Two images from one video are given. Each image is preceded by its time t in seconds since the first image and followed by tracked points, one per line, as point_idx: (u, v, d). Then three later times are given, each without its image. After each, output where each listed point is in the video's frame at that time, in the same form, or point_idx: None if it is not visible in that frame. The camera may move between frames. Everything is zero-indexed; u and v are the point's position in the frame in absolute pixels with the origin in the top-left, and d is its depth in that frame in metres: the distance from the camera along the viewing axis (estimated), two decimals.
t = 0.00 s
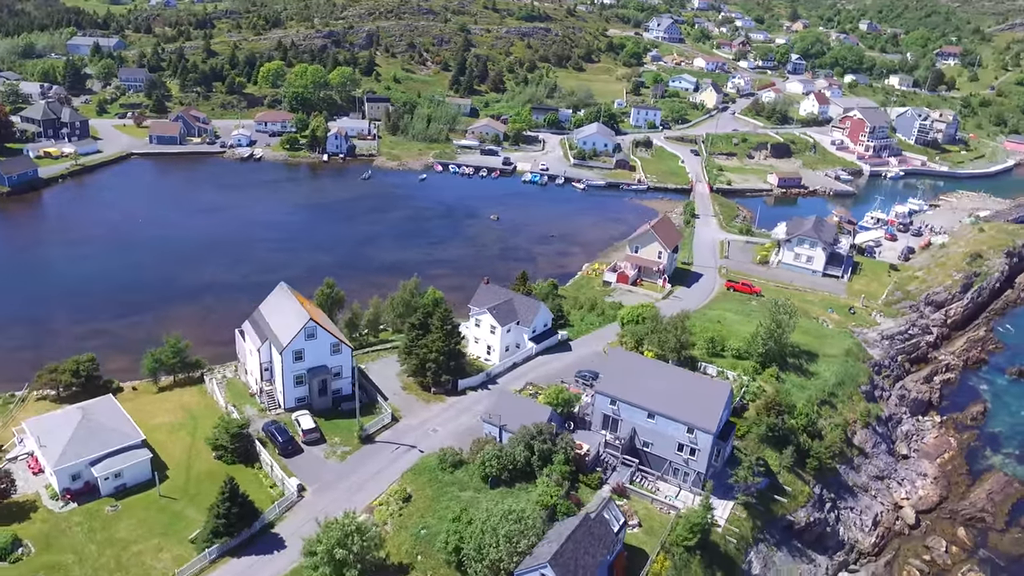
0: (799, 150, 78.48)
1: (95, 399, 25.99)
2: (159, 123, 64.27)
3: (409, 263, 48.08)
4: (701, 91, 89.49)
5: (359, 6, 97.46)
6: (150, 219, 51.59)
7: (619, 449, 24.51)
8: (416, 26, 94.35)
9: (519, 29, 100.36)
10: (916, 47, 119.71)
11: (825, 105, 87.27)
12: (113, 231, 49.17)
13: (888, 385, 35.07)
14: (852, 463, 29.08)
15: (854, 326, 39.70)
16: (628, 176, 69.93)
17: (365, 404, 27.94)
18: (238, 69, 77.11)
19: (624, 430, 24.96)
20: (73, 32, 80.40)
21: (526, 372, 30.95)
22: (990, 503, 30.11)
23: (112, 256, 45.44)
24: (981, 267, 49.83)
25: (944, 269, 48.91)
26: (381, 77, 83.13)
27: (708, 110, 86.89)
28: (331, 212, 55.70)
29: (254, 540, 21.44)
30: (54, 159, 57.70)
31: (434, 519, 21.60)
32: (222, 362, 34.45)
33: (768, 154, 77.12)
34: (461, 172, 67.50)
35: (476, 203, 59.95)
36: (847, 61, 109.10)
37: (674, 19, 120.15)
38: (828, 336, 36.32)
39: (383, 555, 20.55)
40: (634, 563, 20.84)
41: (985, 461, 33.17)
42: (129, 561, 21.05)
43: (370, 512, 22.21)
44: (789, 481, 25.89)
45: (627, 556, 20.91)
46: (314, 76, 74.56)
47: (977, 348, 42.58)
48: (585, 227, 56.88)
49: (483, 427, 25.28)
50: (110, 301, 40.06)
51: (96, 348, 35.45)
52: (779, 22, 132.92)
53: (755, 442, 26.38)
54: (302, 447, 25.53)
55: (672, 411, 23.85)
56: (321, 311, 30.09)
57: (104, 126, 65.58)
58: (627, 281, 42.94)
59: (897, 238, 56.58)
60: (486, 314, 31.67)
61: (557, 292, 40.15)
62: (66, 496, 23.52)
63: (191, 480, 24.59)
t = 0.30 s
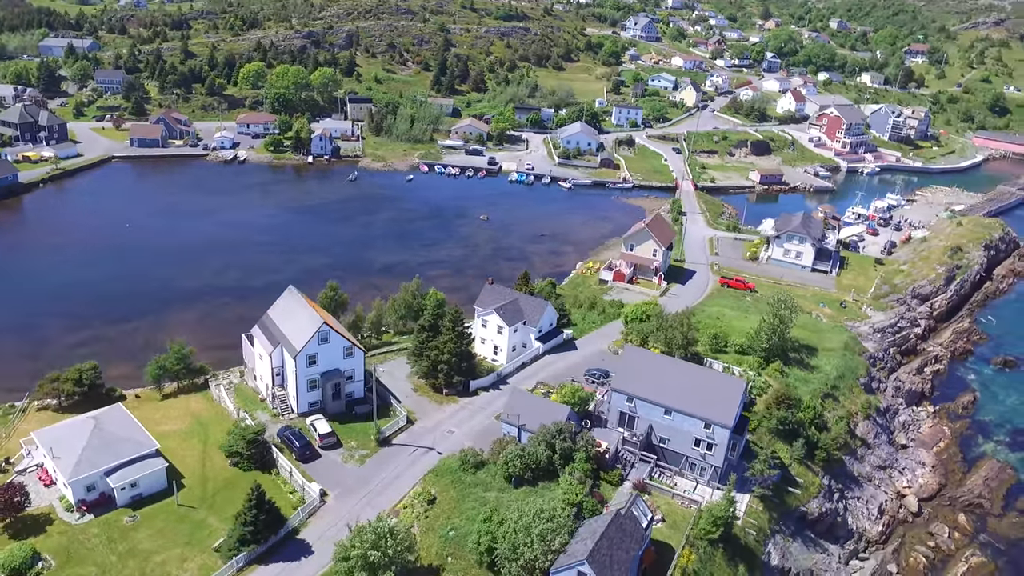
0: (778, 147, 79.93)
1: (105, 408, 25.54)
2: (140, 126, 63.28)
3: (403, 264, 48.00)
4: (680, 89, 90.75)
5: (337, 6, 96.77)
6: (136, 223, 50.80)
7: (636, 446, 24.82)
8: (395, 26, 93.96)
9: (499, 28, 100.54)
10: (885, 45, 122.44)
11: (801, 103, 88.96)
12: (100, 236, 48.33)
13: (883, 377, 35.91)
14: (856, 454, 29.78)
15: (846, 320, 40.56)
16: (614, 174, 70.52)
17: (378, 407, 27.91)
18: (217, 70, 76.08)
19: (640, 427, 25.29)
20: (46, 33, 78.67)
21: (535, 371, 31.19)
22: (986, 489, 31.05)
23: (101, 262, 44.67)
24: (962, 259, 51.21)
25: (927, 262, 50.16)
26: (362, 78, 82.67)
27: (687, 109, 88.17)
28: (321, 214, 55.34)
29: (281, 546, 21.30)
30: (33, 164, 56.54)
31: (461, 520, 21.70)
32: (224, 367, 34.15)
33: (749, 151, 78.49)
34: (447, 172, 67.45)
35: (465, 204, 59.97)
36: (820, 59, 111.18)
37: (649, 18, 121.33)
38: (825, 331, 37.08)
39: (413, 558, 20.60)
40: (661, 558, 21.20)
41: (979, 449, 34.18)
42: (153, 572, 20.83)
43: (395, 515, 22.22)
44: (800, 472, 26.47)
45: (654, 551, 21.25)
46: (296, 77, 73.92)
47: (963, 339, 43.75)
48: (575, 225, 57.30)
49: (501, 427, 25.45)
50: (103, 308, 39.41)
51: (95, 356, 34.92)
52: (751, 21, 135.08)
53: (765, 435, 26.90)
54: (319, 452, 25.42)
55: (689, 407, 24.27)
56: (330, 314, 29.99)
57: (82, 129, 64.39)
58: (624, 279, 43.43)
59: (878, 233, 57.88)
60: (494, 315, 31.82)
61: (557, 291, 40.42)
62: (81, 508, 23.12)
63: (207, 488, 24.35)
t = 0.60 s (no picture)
0: (753, 144, 81.47)
1: (112, 419, 25.14)
2: (115, 129, 62.15)
3: (394, 266, 47.86)
4: (655, 87, 91.94)
5: (310, 6, 95.93)
6: (118, 229, 49.92)
7: (649, 442, 25.20)
8: (369, 26, 93.40)
9: (473, 28, 100.60)
10: (849, 43, 125.44)
11: (773, 100, 90.88)
12: (81, 242, 47.39)
13: (873, 367, 36.88)
14: (854, 443, 30.59)
15: (834, 312, 41.55)
16: (594, 172, 71.06)
17: (387, 410, 27.90)
18: (190, 71, 75.04)
19: (652, 423, 25.69)
20: (11, 35, 76.71)
21: (539, 370, 31.43)
22: (977, 474, 32.13)
23: (85, 269, 43.82)
24: (937, 252, 52.75)
25: (906, 255, 51.57)
26: (338, 78, 82.10)
27: (662, 107, 89.37)
28: (306, 217, 54.93)
29: (305, 552, 21.21)
30: (7, 169, 55.17)
31: (485, 520, 21.87)
32: (223, 374, 33.81)
33: (724, 148, 79.81)
34: (429, 173, 67.32)
35: (450, 204, 59.95)
36: (788, 57, 113.36)
37: (620, 17, 122.50)
38: (816, 324, 37.95)
39: (440, 559, 20.73)
40: (683, 551, 21.64)
41: (966, 436, 35.34)
42: None
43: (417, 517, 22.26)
44: (806, 463, 27.15)
45: (675, 544, 21.69)
46: (272, 78, 73.14)
47: (944, 329, 45.09)
48: (560, 224, 57.73)
49: (515, 427, 25.64)
50: (92, 316, 38.71)
51: (89, 365, 34.35)
52: (719, 20, 137.41)
53: (771, 426, 27.55)
54: (333, 456, 25.35)
55: (702, 402, 24.75)
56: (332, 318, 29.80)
57: (54, 133, 62.99)
58: (616, 276, 43.81)
59: (855, 227, 59.32)
60: (497, 315, 31.90)
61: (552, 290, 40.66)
62: (94, 521, 22.70)
63: (222, 496, 24.11)
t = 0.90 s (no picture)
0: (729, 141, 82.86)
1: (122, 428, 24.74)
2: (91, 133, 61.24)
3: (385, 267, 47.75)
4: (631, 86, 92.98)
5: (283, 6, 94.96)
6: (100, 234, 49.13)
7: (662, 436, 25.61)
8: (345, 25, 92.75)
9: (448, 27, 100.48)
10: (816, 41, 128.05)
11: (746, 97, 92.65)
12: (63, 248, 46.57)
13: (864, 358, 37.86)
14: (852, 433, 31.41)
15: (822, 305, 42.53)
16: (576, 171, 71.55)
17: (398, 412, 27.87)
18: (165, 72, 74.34)
19: (664, 418, 26.10)
20: None
21: (545, 368, 31.62)
22: (967, 459, 33.24)
23: (70, 276, 43.10)
24: (915, 245, 54.26)
25: (885, 249, 52.95)
26: (315, 79, 81.49)
27: (639, 105, 90.38)
28: (292, 219, 54.53)
29: (331, 557, 21.18)
30: None
31: (509, 518, 22.11)
32: (223, 380, 33.52)
33: (701, 146, 80.96)
34: (412, 173, 67.16)
35: (435, 204, 59.96)
36: (759, 55, 115.32)
37: (593, 15, 123.41)
38: (807, 317, 38.83)
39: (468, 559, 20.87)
40: (704, 542, 22.09)
41: (954, 422, 36.51)
42: None
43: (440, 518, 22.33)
44: (811, 453, 27.87)
45: (696, 536, 22.13)
46: (249, 79, 72.34)
47: (926, 319, 46.42)
48: (547, 223, 58.13)
49: (529, 426, 25.83)
50: (82, 323, 38.11)
51: (85, 374, 33.92)
52: (689, 19, 139.34)
53: (776, 418, 28.19)
54: (348, 459, 25.29)
55: (713, 396, 25.21)
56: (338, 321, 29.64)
57: (27, 137, 61.81)
58: (609, 274, 44.29)
59: (834, 222, 60.65)
60: (500, 315, 32.00)
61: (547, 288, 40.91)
62: (109, 533, 22.32)
63: (238, 504, 23.87)
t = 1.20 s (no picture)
0: (705, 139, 84.11)
1: (133, 437, 24.39)
2: (67, 136, 60.63)
3: (377, 269, 47.60)
4: (607, 84, 93.80)
5: (256, 6, 93.91)
6: (83, 238, 48.24)
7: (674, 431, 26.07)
8: (320, 26, 91.97)
9: (424, 27, 100.23)
10: (784, 39, 130.47)
11: (721, 95, 94.07)
12: (46, 253, 45.65)
13: (854, 350, 38.84)
14: (850, 423, 32.24)
15: (811, 299, 43.50)
16: (558, 170, 71.98)
17: (409, 413, 27.89)
18: (138, 74, 73.55)
19: (675, 413, 26.59)
20: None
21: (550, 367, 31.87)
22: (958, 445, 34.30)
23: (55, 282, 42.30)
24: (893, 238, 55.68)
25: (866, 243, 54.27)
26: (292, 80, 80.76)
27: (616, 104, 91.26)
28: (278, 221, 54.08)
29: (358, 560, 21.17)
30: None
31: (533, 516, 22.32)
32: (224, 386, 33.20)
33: (679, 143, 81.91)
34: (395, 174, 66.92)
35: (421, 205, 59.92)
36: (729, 53, 117.13)
37: (566, 14, 124.10)
38: (799, 310, 39.71)
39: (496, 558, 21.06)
40: (724, 533, 22.59)
41: (943, 410, 37.63)
42: None
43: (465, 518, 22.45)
44: (815, 443, 28.59)
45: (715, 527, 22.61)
46: (226, 81, 71.53)
47: (908, 311, 47.73)
48: (533, 222, 58.44)
49: (544, 424, 26.09)
50: (73, 330, 37.48)
51: (81, 382, 33.35)
52: (659, 17, 140.93)
53: (781, 410, 28.83)
54: (365, 463, 25.25)
55: (723, 391, 25.71)
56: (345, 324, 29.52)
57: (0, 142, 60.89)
58: (601, 272, 44.95)
59: (813, 217, 61.91)
60: (504, 315, 32.23)
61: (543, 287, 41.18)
62: (128, 544, 22.01)
63: (256, 511, 23.68)
